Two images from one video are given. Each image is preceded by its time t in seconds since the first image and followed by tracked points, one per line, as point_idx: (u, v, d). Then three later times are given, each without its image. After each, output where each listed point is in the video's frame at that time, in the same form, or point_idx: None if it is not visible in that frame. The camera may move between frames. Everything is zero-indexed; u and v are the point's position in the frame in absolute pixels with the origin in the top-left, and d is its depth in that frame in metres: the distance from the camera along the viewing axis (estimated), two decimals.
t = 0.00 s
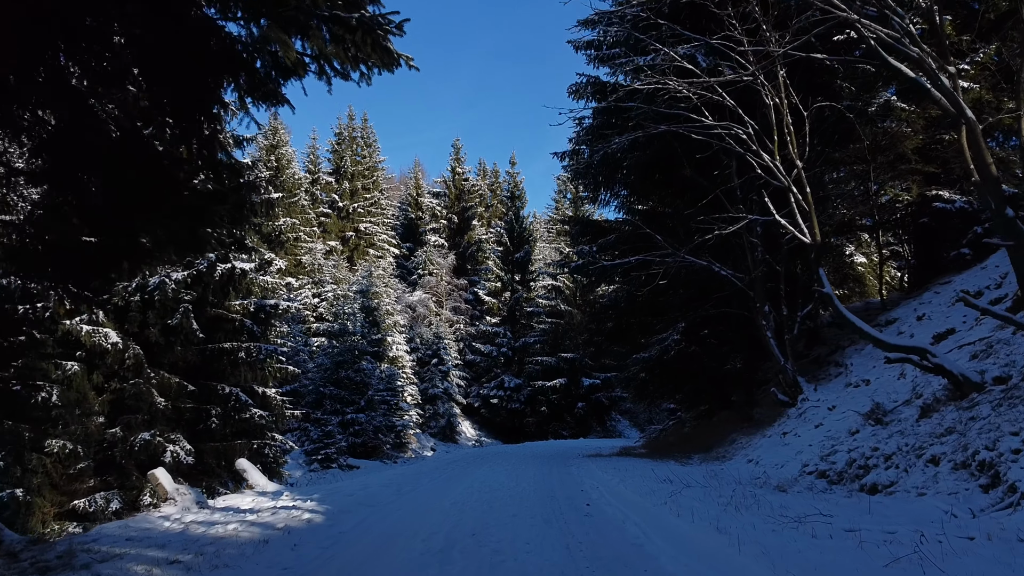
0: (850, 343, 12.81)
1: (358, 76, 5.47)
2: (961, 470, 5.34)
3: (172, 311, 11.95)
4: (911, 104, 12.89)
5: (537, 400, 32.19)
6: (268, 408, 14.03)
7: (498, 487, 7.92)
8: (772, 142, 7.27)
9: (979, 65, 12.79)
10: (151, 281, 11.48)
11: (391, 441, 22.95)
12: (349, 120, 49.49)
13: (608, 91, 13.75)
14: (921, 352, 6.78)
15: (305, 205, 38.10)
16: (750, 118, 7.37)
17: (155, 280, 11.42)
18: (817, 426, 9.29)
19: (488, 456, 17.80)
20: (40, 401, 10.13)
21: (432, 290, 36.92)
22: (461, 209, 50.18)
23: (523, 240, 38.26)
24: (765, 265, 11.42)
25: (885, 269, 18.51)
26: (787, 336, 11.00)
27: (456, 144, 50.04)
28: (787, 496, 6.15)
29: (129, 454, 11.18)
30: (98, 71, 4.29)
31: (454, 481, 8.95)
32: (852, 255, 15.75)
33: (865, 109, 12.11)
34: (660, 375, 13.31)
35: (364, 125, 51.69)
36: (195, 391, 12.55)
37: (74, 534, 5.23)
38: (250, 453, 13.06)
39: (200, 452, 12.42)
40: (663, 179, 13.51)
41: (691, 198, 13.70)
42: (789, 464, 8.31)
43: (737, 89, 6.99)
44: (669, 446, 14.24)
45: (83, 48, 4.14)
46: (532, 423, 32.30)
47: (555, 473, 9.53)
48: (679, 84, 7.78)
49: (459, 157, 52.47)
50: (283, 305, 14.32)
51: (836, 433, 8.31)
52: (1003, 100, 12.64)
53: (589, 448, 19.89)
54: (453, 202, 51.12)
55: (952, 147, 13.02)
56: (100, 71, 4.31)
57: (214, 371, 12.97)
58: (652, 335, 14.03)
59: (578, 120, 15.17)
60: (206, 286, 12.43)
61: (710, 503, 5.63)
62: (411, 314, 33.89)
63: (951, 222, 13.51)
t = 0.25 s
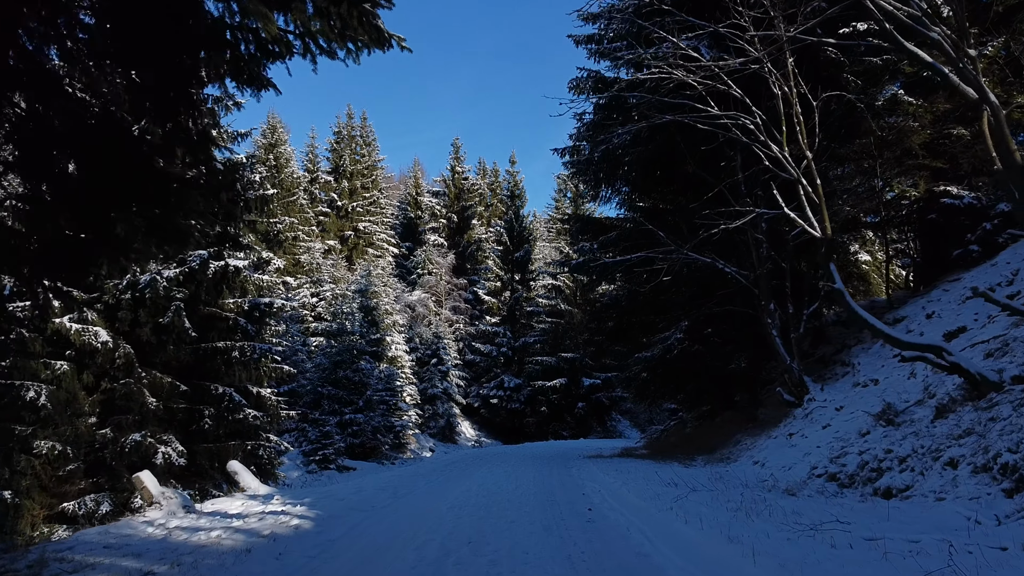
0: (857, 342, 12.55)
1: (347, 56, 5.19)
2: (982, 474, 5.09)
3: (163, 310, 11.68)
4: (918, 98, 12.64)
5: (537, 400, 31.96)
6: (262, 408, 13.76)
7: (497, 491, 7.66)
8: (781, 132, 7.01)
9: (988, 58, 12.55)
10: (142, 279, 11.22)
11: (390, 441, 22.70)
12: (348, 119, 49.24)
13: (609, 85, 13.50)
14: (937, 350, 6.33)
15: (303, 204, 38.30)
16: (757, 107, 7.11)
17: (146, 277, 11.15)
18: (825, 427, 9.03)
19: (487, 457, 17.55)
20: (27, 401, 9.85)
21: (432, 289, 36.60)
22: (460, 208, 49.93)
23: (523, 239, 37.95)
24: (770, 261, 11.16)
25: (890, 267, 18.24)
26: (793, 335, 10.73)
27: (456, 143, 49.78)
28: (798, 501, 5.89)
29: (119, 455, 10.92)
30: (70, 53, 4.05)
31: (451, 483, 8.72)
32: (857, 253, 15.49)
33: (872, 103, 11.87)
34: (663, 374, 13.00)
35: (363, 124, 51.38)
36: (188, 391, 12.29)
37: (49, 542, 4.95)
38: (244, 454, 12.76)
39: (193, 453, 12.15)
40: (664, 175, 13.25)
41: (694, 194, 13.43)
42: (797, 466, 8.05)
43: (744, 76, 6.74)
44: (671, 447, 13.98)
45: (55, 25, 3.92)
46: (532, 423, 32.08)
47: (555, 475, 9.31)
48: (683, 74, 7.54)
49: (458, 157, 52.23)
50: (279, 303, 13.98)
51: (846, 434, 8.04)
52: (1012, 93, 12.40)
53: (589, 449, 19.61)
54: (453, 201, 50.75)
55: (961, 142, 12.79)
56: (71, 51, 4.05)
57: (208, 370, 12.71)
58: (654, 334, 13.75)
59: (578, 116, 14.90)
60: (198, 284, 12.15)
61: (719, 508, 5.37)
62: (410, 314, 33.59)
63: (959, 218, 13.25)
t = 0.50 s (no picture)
0: (863, 338, 12.29)
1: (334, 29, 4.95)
2: (1006, 470, 4.83)
3: (155, 305, 11.41)
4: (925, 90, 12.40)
5: (537, 399, 31.71)
6: (257, 406, 13.49)
7: (495, 489, 7.41)
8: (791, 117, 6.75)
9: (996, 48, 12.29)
10: (133, 273, 10.98)
11: (389, 441, 22.45)
12: (347, 118, 49.05)
13: (610, 77, 13.24)
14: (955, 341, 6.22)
15: (302, 203, 38.49)
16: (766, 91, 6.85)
17: (137, 271, 10.90)
18: (834, 424, 8.78)
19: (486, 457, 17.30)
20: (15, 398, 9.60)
21: (432, 288, 36.32)
22: (460, 207, 49.67)
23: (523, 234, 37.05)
24: (776, 255, 10.91)
25: (896, 263, 17.97)
26: (799, 330, 10.47)
27: (455, 141, 49.54)
28: (811, 499, 5.63)
29: (109, 454, 10.60)
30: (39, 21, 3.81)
31: (449, 482, 8.46)
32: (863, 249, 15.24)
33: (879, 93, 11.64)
34: (666, 372, 12.72)
35: (362, 122, 51.16)
36: (180, 388, 12.04)
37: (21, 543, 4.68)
38: (239, 453, 12.46)
39: (186, 452, 11.89)
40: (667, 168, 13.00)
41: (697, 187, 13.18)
42: (806, 464, 7.80)
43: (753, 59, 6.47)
44: (674, 446, 13.70)
45: None
46: (532, 423, 31.85)
47: (556, 474, 9.06)
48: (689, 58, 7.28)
49: (458, 155, 52.00)
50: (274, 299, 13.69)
51: (856, 431, 7.78)
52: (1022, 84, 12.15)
53: (590, 448, 19.36)
54: (452, 200, 50.49)
55: (969, 134, 12.58)
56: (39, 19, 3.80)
57: (201, 367, 12.46)
58: (656, 330, 13.48)
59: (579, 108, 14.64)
60: (191, 279, 11.89)
61: (728, 508, 5.12)
62: (410, 313, 33.31)
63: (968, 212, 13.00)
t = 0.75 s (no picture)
0: (870, 334, 12.04)
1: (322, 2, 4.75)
2: None
3: (146, 301, 11.16)
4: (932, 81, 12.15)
5: (538, 399, 31.47)
6: (252, 405, 13.23)
7: (494, 489, 7.18)
8: (799, 102, 6.49)
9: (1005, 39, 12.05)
10: (124, 268, 10.74)
11: (387, 441, 22.20)
12: (347, 116, 48.83)
13: (611, 69, 13.00)
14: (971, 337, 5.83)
15: (301, 202, 38.50)
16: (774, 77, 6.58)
17: (127, 267, 10.67)
18: (841, 423, 8.54)
19: (485, 455, 17.12)
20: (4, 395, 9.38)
21: (432, 288, 36.06)
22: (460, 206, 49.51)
23: (523, 236, 37.09)
24: (781, 249, 10.68)
25: (902, 261, 17.69)
26: (805, 327, 10.21)
27: (456, 140, 49.32)
28: (822, 501, 5.40)
29: (100, 453, 10.35)
30: None
31: (447, 483, 8.20)
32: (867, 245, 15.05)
33: (887, 85, 11.39)
34: (669, 370, 12.46)
35: (362, 121, 50.91)
36: (172, 387, 11.81)
37: None
38: (232, 454, 12.17)
39: (178, 451, 11.64)
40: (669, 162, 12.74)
41: (701, 182, 12.94)
42: (814, 464, 7.55)
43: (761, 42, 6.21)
44: (677, 446, 13.43)
45: None
46: (532, 422, 31.61)
47: (557, 474, 8.81)
48: (694, 44, 7.05)
49: (458, 154, 51.78)
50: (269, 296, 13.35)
51: (867, 430, 7.52)
52: None
53: (590, 448, 19.12)
54: (452, 199, 50.18)
55: (978, 127, 12.34)
56: None
57: (194, 365, 12.22)
58: (658, 327, 13.23)
59: (579, 101, 14.40)
60: (183, 275, 11.65)
61: (737, 509, 4.88)
62: (409, 313, 33.03)
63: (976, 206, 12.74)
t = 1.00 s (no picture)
0: (876, 333, 11.80)
1: None
2: None
3: (137, 299, 10.89)
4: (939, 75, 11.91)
5: (538, 399, 31.26)
6: (246, 405, 12.98)
7: (493, 492, 6.94)
8: (809, 90, 6.24)
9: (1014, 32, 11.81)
10: (115, 265, 10.49)
11: (386, 441, 21.99)
12: (346, 115, 48.58)
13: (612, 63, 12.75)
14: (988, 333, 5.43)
15: (299, 201, 38.36)
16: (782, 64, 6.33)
17: (118, 264, 10.42)
18: (850, 424, 8.33)
19: (483, 456, 16.93)
20: None
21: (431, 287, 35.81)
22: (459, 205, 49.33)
23: (523, 236, 37.10)
24: (786, 246, 10.44)
25: (907, 259, 17.42)
26: (812, 325, 9.96)
27: (455, 139, 49.17)
28: (836, 506, 5.15)
29: (90, 454, 10.09)
30: None
31: (443, 484, 7.95)
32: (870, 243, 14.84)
33: (895, 78, 11.13)
34: (672, 370, 12.18)
35: (361, 120, 50.66)
36: (164, 387, 11.56)
37: None
38: (226, 454, 11.93)
39: (171, 452, 11.39)
40: (671, 157, 12.49)
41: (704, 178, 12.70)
42: (823, 466, 7.31)
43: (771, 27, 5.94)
44: (679, 446, 13.19)
45: None
46: (532, 422, 31.39)
47: (557, 475, 8.57)
48: (700, 31, 6.78)
49: (457, 153, 51.62)
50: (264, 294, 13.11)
51: (878, 431, 7.29)
52: None
53: (590, 448, 18.91)
54: (452, 198, 49.97)
55: (987, 122, 12.08)
56: None
57: (186, 365, 11.97)
58: (660, 325, 12.98)
59: (579, 96, 14.16)
60: (175, 272, 11.39)
61: (748, 515, 4.63)
62: (409, 312, 32.78)
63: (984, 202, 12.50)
